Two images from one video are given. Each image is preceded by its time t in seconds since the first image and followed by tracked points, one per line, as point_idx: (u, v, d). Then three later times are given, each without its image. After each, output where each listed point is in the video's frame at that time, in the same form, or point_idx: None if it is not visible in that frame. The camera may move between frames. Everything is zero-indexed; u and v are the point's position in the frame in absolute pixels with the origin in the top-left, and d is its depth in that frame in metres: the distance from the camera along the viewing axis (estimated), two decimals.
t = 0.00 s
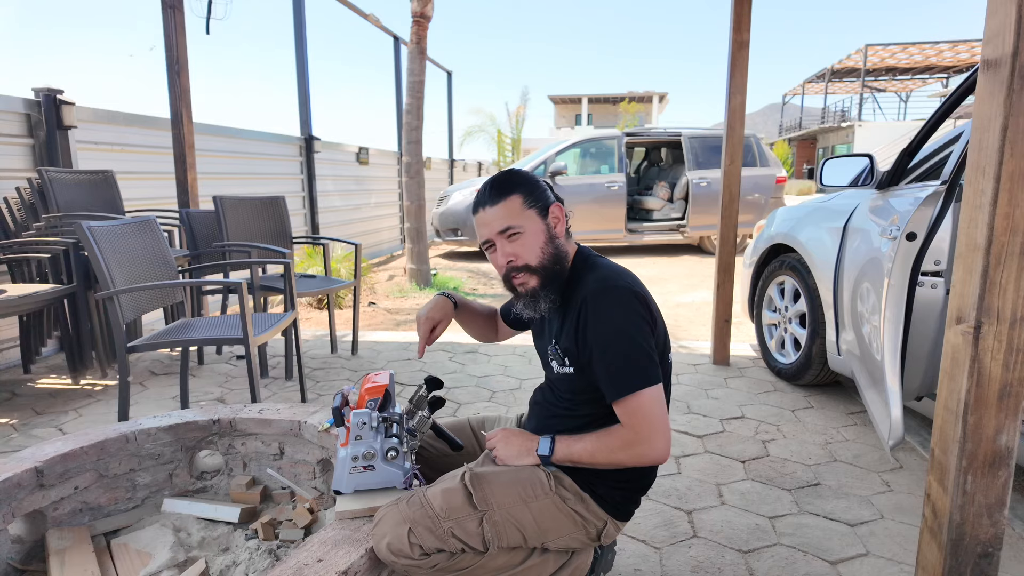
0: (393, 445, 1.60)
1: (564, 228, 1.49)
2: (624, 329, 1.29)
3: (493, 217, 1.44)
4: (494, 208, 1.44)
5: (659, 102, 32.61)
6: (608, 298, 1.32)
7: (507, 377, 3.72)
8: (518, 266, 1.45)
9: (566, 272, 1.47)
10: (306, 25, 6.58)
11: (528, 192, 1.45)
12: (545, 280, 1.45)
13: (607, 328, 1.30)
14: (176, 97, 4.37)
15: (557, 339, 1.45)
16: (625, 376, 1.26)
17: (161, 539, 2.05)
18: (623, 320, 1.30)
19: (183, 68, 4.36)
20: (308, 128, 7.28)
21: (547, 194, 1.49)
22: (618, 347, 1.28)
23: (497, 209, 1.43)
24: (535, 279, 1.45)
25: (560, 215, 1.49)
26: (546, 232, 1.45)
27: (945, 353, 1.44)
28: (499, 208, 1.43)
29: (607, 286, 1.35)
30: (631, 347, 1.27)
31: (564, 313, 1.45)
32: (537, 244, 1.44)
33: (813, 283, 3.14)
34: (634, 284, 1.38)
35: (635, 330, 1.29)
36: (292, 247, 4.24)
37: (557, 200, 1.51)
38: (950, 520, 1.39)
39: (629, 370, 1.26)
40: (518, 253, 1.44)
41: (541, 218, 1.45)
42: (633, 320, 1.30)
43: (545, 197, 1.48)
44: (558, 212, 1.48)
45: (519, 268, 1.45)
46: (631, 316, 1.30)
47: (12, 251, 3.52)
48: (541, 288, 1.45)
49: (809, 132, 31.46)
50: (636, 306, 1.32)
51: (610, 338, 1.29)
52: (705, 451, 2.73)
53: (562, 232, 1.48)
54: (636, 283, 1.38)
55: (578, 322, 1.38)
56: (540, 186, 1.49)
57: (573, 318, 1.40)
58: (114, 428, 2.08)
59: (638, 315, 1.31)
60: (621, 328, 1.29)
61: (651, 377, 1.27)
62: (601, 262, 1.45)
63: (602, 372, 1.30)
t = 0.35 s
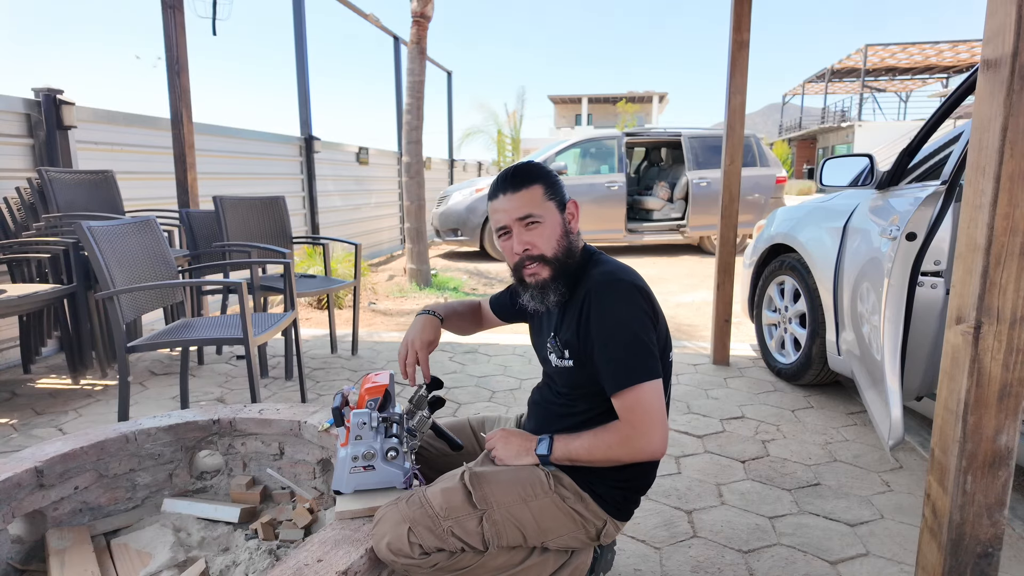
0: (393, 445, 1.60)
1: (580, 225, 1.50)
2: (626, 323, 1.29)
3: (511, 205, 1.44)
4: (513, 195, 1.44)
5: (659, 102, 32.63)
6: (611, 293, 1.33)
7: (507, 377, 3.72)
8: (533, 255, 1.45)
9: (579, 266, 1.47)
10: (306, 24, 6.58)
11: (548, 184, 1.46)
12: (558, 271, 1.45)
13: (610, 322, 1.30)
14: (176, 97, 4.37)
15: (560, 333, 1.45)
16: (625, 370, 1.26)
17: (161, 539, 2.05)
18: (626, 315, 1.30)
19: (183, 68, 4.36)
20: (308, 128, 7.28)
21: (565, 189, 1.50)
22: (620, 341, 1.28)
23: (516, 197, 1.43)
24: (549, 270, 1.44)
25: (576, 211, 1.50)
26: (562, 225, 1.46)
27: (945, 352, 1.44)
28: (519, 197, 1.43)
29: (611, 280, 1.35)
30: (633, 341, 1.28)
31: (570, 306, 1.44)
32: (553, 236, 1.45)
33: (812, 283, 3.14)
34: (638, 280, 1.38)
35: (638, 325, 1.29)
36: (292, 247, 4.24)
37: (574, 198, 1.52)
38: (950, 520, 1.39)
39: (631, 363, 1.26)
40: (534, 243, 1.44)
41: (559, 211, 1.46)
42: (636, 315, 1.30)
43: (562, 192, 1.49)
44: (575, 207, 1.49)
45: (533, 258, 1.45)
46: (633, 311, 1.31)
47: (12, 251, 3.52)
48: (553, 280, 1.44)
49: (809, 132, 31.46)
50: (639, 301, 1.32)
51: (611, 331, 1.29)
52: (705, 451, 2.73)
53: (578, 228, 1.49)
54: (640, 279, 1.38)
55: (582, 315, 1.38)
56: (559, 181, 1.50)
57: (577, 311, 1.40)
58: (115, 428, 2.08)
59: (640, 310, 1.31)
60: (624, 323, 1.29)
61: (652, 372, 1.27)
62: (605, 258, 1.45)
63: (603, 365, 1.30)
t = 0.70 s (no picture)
0: (393, 445, 1.60)
1: (576, 229, 1.47)
2: (632, 324, 1.29)
3: (501, 215, 1.42)
4: (503, 205, 1.42)
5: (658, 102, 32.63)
6: (617, 293, 1.33)
7: (507, 377, 3.72)
8: (523, 265, 1.45)
9: (572, 272, 1.46)
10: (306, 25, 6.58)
11: (542, 190, 1.42)
12: (549, 280, 1.44)
13: (615, 322, 1.30)
14: (176, 97, 4.37)
15: (561, 333, 1.45)
16: (629, 370, 1.27)
17: (161, 539, 2.05)
18: (632, 315, 1.30)
19: (183, 68, 4.36)
20: (308, 128, 7.28)
21: (562, 192, 1.45)
22: (625, 341, 1.28)
23: (507, 207, 1.41)
24: (539, 280, 1.44)
25: (572, 215, 1.46)
26: (553, 234, 1.43)
27: (945, 353, 1.44)
28: (509, 207, 1.41)
29: (617, 281, 1.35)
30: (638, 341, 1.28)
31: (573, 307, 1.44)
32: (543, 246, 1.42)
33: (812, 283, 3.14)
34: (644, 281, 1.39)
35: (643, 325, 1.29)
36: (292, 248, 4.24)
37: (572, 198, 1.47)
38: (950, 521, 1.39)
39: (635, 364, 1.27)
40: (524, 254, 1.43)
41: (551, 219, 1.43)
42: (641, 316, 1.30)
43: (557, 196, 1.44)
44: (571, 212, 1.45)
45: (524, 267, 1.45)
46: (639, 312, 1.31)
47: (12, 251, 3.52)
48: (545, 287, 1.45)
49: (809, 132, 31.46)
50: (644, 302, 1.32)
51: (616, 331, 1.29)
52: (705, 451, 2.73)
53: (573, 233, 1.46)
54: (645, 280, 1.38)
55: (586, 315, 1.38)
56: (557, 183, 1.45)
57: (581, 312, 1.40)
58: (115, 428, 2.08)
59: (646, 311, 1.32)
60: (629, 323, 1.29)
61: (656, 372, 1.28)
62: (611, 259, 1.45)
63: (607, 365, 1.30)
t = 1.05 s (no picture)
0: (390, 445, 1.61)
1: (549, 242, 1.43)
2: (618, 331, 1.29)
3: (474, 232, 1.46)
4: (475, 223, 1.45)
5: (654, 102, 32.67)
6: (604, 301, 1.32)
7: (503, 377, 3.72)
8: (501, 277, 1.48)
9: (549, 283, 1.45)
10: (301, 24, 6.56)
11: (507, 207, 1.40)
12: (527, 290, 1.47)
13: (602, 328, 1.30)
14: (171, 97, 4.35)
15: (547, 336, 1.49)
16: (615, 378, 1.27)
17: (156, 540, 2.05)
18: (619, 322, 1.30)
19: (178, 68, 4.34)
20: (304, 128, 7.26)
21: (532, 205, 1.42)
22: (611, 348, 1.28)
23: (476, 226, 1.44)
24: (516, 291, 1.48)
25: (543, 229, 1.42)
26: (522, 250, 1.42)
27: (939, 352, 1.45)
28: (478, 226, 1.43)
29: (606, 286, 1.34)
30: (625, 349, 1.28)
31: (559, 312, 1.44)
32: (513, 261, 1.43)
33: (807, 282, 3.15)
34: (633, 287, 1.38)
35: (630, 333, 1.29)
36: (287, 248, 4.23)
37: (545, 211, 1.43)
38: (944, 519, 1.40)
39: (621, 372, 1.27)
40: (497, 268, 1.46)
41: (518, 236, 1.41)
42: (628, 323, 1.30)
43: (528, 210, 1.41)
44: (541, 226, 1.42)
45: (502, 279, 1.49)
46: (626, 319, 1.30)
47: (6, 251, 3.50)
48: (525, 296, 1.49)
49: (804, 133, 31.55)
50: (631, 308, 1.32)
51: (603, 338, 1.29)
52: (700, 451, 2.73)
53: (545, 247, 1.43)
54: (633, 285, 1.38)
55: (573, 321, 1.37)
56: (527, 196, 1.42)
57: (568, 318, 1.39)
58: (109, 429, 2.07)
59: (633, 318, 1.31)
60: (615, 331, 1.29)
61: (642, 380, 1.28)
62: (602, 263, 1.43)
63: (593, 372, 1.30)
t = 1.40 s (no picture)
0: (388, 445, 1.62)
1: (533, 248, 1.43)
2: (597, 333, 1.29)
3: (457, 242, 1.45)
4: (457, 233, 1.44)
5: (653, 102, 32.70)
6: (582, 302, 1.32)
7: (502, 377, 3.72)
8: (487, 285, 1.48)
9: (535, 288, 1.46)
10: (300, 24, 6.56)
11: (488, 217, 1.39)
12: (514, 296, 1.48)
13: (580, 328, 1.30)
14: (169, 97, 4.35)
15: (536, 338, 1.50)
16: (587, 379, 1.26)
17: (155, 541, 2.04)
18: (598, 324, 1.30)
19: (177, 68, 4.34)
20: (303, 128, 7.26)
21: (513, 213, 1.41)
22: (589, 348, 1.28)
23: (458, 236, 1.43)
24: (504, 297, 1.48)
25: (526, 236, 1.42)
26: (506, 258, 1.41)
27: (937, 352, 1.45)
28: (461, 236, 1.42)
29: (589, 288, 1.34)
30: (602, 352, 1.27)
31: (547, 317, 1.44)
32: (498, 270, 1.43)
33: (806, 282, 3.15)
34: (619, 292, 1.37)
35: (609, 336, 1.29)
36: (286, 248, 4.22)
37: (526, 218, 1.42)
38: (943, 519, 1.40)
39: (595, 373, 1.26)
40: (482, 277, 1.46)
41: (500, 245, 1.40)
42: (608, 327, 1.30)
43: (509, 218, 1.40)
44: (523, 234, 1.41)
45: (488, 287, 1.49)
46: (606, 322, 1.30)
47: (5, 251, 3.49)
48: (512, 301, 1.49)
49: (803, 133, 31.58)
50: (609, 311, 1.31)
51: (581, 338, 1.29)
52: (700, 450, 2.73)
53: (529, 254, 1.42)
54: (616, 287, 1.37)
55: (554, 324, 1.38)
56: (507, 204, 1.40)
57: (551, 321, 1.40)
58: (108, 429, 2.07)
59: (614, 322, 1.31)
60: (594, 333, 1.29)
61: (616, 384, 1.27)
62: (589, 265, 1.43)
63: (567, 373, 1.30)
